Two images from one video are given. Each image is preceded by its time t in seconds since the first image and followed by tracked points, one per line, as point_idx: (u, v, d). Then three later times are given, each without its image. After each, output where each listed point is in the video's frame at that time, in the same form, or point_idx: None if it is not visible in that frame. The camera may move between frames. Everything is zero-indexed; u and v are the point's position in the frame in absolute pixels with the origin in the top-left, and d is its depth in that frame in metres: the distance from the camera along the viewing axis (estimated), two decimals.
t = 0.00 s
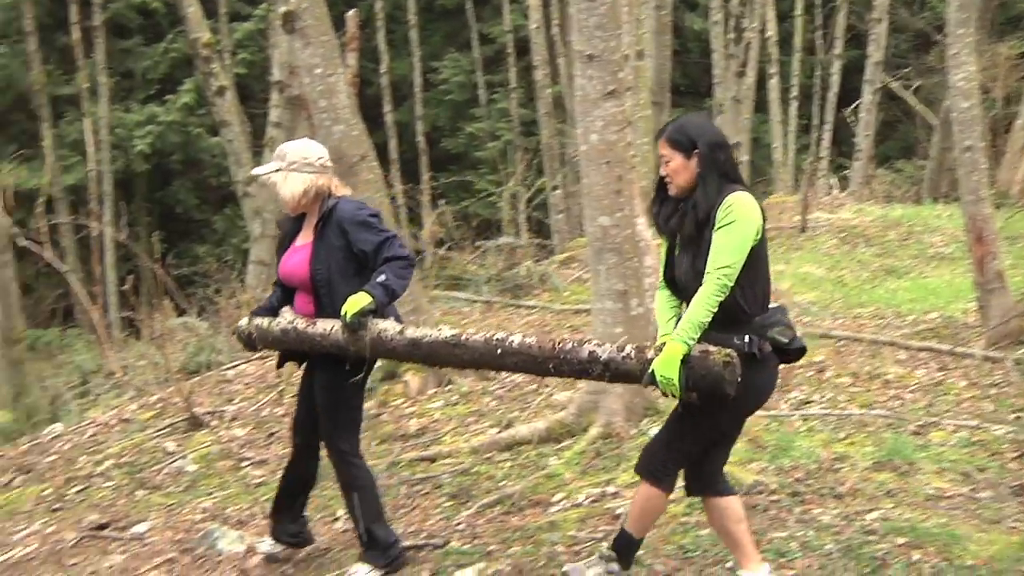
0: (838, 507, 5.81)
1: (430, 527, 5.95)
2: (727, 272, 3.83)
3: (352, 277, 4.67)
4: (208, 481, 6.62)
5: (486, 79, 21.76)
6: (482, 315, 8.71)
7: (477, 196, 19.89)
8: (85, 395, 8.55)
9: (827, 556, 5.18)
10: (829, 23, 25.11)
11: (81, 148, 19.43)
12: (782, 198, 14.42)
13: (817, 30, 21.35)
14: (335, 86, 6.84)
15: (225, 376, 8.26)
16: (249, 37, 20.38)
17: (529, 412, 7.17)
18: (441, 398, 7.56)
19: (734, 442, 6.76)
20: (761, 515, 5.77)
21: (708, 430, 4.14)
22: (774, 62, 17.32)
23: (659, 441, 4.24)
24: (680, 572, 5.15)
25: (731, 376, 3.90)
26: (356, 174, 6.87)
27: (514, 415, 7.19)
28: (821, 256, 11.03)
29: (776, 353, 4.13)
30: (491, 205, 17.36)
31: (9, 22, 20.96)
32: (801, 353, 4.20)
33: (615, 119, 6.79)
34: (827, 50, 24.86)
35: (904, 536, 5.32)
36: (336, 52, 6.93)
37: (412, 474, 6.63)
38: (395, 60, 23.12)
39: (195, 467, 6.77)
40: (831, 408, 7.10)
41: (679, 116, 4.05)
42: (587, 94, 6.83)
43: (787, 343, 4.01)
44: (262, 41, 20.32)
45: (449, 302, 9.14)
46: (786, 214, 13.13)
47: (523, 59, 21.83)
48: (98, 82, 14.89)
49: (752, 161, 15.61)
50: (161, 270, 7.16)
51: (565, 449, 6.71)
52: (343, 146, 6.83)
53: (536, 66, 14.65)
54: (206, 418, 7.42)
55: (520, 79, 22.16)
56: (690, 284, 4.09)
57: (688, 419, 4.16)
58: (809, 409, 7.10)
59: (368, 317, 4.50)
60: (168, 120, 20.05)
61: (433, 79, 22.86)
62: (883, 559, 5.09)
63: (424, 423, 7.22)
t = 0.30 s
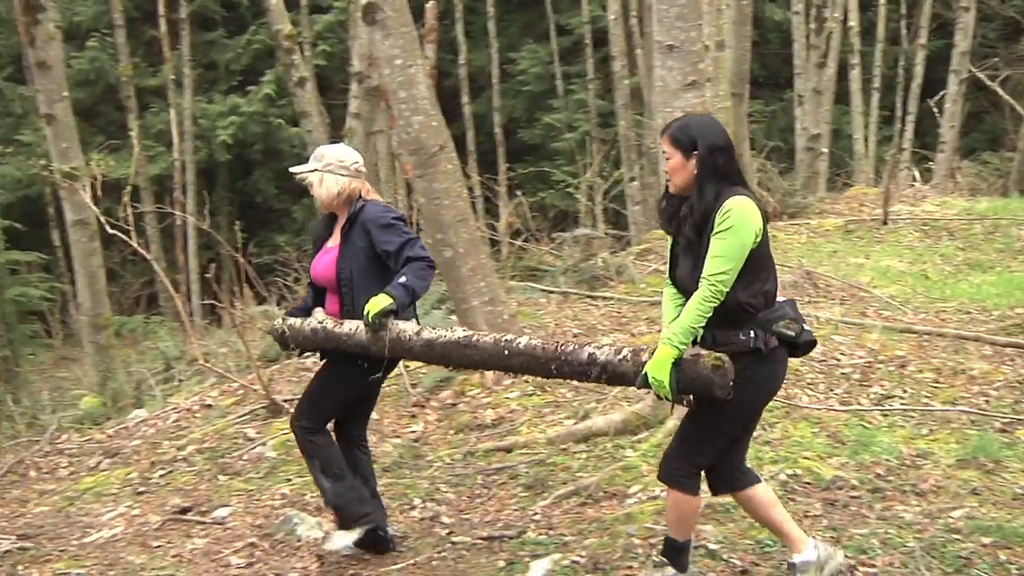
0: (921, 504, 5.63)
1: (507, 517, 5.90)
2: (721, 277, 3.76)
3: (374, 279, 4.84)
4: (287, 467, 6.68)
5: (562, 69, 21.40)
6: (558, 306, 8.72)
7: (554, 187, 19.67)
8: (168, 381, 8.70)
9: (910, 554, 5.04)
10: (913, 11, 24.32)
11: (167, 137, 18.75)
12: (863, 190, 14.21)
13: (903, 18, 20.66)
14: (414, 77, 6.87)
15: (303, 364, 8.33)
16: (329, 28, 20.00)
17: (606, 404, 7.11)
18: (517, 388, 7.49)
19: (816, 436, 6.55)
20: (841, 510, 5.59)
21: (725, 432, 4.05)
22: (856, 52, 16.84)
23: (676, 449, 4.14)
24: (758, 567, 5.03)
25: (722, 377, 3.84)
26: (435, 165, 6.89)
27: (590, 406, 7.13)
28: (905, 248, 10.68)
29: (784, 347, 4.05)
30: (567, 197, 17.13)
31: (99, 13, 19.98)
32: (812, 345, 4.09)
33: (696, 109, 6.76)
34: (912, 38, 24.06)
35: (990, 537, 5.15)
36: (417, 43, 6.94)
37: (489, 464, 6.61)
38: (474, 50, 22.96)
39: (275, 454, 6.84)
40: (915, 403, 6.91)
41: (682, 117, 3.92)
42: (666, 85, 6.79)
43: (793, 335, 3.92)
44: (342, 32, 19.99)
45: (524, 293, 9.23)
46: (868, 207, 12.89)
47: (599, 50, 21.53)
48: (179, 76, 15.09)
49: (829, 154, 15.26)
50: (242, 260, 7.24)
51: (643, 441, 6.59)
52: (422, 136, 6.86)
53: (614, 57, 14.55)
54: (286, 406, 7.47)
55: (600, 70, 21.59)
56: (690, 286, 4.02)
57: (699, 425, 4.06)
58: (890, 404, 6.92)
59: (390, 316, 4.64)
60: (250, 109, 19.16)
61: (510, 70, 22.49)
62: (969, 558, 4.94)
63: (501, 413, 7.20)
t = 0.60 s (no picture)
0: (970, 513, 5.54)
1: (550, 522, 5.85)
2: (692, 275, 3.83)
3: (368, 292, 4.85)
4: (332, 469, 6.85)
5: (607, 74, 21.29)
6: (601, 310, 8.75)
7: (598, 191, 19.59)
8: (214, 384, 8.81)
9: (960, 563, 4.97)
10: (963, 13, 23.92)
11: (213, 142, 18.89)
12: (910, 194, 14.07)
13: (952, 20, 20.32)
14: (458, 82, 6.87)
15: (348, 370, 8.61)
16: (373, 34, 20.03)
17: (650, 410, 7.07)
18: (560, 393, 7.48)
19: (862, 443, 6.47)
20: (888, 517, 5.52)
21: (732, 425, 4.10)
22: (903, 54, 16.60)
23: (688, 452, 4.18)
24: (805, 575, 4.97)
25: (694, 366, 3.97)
26: (479, 169, 6.90)
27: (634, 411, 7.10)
28: (954, 253, 10.53)
29: (778, 336, 4.10)
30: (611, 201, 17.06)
31: (149, 20, 19.99)
32: (806, 331, 4.18)
33: (740, 113, 6.71)
34: (961, 40, 23.67)
35: None
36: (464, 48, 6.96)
37: (531, 468, 6.58)
38: (517, 55, 22.96)
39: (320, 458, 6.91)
40: (965, 410, 6.81)
41: (654, 115, 4.02)
42: (711, 89, 6.77)
43: (786, 326, 4.01)
44: (387, 37, 20.01)
45: (568, 297, 9.31)
46: (915, 209, 12.70)
47: (643, 54, 21.42)
48: (226, 81, 15.20)
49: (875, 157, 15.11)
50: (288, 264, 7.68)
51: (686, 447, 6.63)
52: (467, 141, 6.87)
53: (657, 62, 14.60)
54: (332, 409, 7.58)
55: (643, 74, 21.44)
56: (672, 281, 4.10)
57: (704, 423, 4.11)
58: (938, 411, 6.82)
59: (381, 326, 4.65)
60: (296, 114, 19.15)
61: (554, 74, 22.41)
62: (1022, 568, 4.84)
63: (544, 418, 7.18)
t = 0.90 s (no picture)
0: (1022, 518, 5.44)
1: (594, 522, 5.80)
2: (676, 275, 4.01)
3: (372, 287, 5.15)
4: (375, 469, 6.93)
5: (651, 73, 21.19)
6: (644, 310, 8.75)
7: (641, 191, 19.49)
8: (260, 382, 8.90)
9: (1011, 569, 4.91)
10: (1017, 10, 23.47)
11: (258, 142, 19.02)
12: (959, 195, 13.87)
13: (1006, 17, 19.94)
14: (503, 82, 6.88)
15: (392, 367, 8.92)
16: (417, 34, 20.05)
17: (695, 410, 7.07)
18: (604, 393, 7.43)
19: (910, 445, 6.38)
20: (937, 521, 5.44)
21: (719, 426, 4.26)
22: (954, 53, 16.34)
23: (681, 457, 4.30)
24: None
25: (672, 362, 4.18)
26: (523, 169, 6.89)
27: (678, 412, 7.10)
28: (1005, 254, 10.37)
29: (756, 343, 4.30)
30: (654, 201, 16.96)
31: (196, 22, 20.21)
32: (778, 344, 4.37)
33: (787, 112, 6.58)
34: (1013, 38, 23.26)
35: None
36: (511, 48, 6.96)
37: (573, 467, 6.55)
38: (561, 55, 22.93)
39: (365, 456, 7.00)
40: (1017, 412, 6.68)
41: (652, 122, 4.23)
42: (757, 88, 6.66)
43: (763, 333, 4.21)
44: (431, 37, 20.03)
45: (612, 298, 9.35)
46: (965, 210, 12.52)
47: (688, 53, 21.28)
48: (272, 82, 15.29)
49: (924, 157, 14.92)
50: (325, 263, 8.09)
51: (731, 448, 6.61)
52: (511, 140, 6.87)
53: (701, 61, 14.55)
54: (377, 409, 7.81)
55: (688, 73, 21.25)
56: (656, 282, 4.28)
57: (693, 425, 4.27)
58: (989, 414, 6.70)
59: (379, 322, 4.96)
60: (340, 114, 19.22)
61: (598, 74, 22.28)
62: None
63: (587, 418, 7.12)
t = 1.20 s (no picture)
0: None
1: (644, 519, 5.78)
2: (672, 265, 4.14)
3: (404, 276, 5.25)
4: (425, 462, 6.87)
5: (702, 69, 21.02)
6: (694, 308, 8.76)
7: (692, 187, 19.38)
8: (310, 375, 8.99)
9: None
10: None
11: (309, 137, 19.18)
12: (1018, 192, 13.61)
13: None
14: (555, 77, 6.89)
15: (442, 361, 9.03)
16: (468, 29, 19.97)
17: (745, 407, 6.99)
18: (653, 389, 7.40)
19: (964, 446, 6.26)
20: (994, 523, 5.32)
21: (675, 403, 4.43)
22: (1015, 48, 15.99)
23: (632, 421, 4.49)
24: None
25: (676, 356, 4.11)
26: (573, 165, 6.88)
27: (728, 409, 7.06)
28: None
29: (738, 338, 4.42)
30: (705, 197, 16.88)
31: (250, 17, 20.43)
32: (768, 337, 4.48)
33: (842, 108, 6.38)
34: None
35: None
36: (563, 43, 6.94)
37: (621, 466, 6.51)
38: (611, 50, 22.85)
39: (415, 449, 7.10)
40: None
41: (643, 116, 4.37)
42: (811, 84, 6.46)
43: (743, 327, 4.32)
44: (482, 32, 20.04)
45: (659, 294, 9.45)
46: None
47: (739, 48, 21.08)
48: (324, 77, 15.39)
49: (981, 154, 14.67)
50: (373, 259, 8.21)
51: (782, 446, 6.50)
52: (562, 136, 6.86)
53: (752, 56, 14.49)
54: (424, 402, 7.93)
55: (740, 68, 21.08)
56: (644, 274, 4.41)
57: (656, 398, 4.43)
58: None
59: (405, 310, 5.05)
60: (391, 109, 19.36)
61: (649, 70, 22.18)
62: None
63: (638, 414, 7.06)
